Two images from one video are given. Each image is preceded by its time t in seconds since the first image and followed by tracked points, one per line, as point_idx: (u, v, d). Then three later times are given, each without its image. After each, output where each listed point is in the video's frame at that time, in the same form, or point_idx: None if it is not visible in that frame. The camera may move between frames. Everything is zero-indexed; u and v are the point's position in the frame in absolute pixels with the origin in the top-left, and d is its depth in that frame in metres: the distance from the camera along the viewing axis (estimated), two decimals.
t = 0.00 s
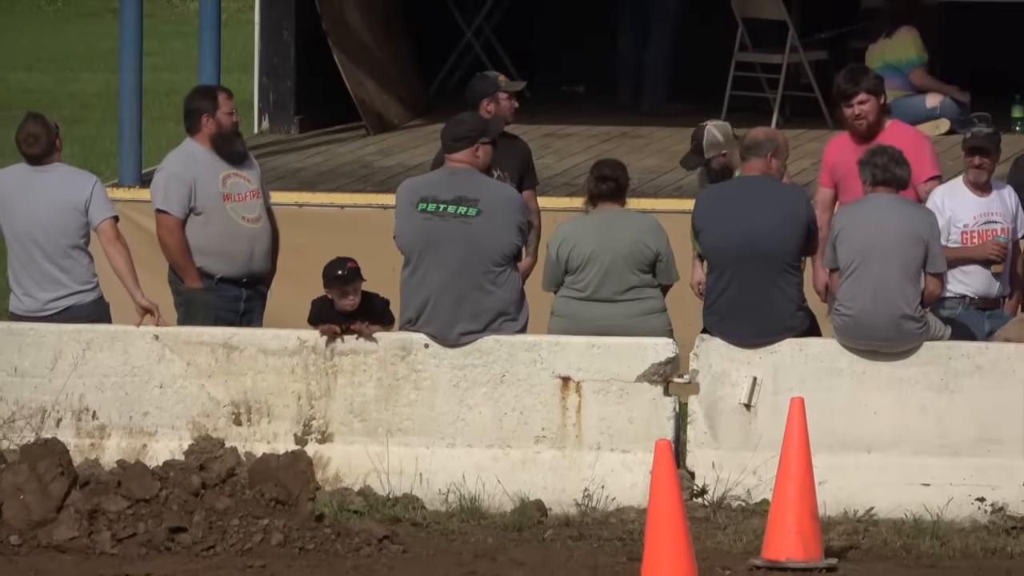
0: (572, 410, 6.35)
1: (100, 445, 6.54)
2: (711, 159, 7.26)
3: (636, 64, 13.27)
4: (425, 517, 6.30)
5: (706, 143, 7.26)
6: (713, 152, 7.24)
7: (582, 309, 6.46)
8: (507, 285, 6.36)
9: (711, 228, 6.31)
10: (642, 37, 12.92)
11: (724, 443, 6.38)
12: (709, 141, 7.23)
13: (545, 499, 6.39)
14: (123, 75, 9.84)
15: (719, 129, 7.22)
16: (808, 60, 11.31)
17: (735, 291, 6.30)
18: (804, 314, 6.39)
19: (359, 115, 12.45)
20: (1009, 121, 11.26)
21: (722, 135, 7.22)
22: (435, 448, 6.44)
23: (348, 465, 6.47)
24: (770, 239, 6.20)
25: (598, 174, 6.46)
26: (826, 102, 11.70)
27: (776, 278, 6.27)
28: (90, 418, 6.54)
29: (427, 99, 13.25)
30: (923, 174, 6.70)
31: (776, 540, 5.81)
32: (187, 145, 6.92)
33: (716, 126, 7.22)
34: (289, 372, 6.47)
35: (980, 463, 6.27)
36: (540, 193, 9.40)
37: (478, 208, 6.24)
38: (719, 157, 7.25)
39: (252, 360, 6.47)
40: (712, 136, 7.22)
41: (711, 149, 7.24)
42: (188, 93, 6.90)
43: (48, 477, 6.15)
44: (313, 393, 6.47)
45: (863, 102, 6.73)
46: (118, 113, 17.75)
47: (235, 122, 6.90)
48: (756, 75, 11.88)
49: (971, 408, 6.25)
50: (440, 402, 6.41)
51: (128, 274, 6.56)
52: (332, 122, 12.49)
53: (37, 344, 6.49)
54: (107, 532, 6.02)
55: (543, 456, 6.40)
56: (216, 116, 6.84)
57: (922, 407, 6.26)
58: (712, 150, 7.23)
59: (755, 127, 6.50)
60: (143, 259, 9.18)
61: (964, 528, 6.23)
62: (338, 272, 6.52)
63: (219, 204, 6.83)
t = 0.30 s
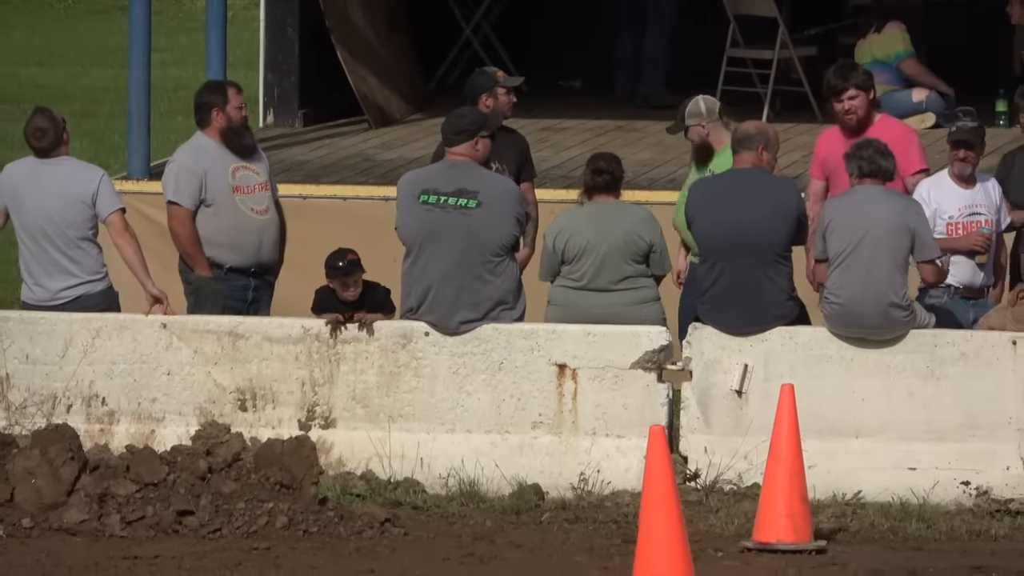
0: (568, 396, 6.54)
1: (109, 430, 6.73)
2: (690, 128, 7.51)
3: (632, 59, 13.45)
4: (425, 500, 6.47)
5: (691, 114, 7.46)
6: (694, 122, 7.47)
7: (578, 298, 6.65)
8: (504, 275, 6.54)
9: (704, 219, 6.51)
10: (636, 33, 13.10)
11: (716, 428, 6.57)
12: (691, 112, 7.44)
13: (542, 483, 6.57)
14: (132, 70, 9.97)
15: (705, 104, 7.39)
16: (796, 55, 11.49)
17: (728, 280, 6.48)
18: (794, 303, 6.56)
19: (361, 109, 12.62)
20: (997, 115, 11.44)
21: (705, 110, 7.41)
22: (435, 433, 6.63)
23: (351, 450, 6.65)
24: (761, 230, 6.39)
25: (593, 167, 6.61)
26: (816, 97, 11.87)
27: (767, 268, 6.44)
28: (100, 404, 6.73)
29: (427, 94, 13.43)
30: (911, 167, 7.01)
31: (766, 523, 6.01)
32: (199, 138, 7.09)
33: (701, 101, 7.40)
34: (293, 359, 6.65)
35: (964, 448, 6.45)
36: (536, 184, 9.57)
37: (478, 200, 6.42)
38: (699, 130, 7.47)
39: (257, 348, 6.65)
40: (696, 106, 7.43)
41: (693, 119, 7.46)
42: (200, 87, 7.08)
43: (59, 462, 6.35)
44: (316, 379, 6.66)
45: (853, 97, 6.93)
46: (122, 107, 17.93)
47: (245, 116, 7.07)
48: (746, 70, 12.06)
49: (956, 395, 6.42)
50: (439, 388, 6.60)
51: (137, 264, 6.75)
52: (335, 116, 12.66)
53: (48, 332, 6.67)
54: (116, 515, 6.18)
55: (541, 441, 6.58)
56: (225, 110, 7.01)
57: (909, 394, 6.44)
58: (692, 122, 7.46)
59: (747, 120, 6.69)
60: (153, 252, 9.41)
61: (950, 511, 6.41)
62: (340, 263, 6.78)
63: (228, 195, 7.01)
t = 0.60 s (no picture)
0: (566, 384, 6.72)
1: (119, 417, 6.91)
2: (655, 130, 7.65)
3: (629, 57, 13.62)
4: (427, 486, 6.65)
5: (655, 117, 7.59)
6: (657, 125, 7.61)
7: (576, 289, 6.83)
8: (504, 266, 6.73)
9: (699, 211, 6.73)
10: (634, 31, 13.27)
11: (710, 416, 6.75)
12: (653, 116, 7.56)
13: (540, 469, 6.76)
14: (142, 68, 10.15)
15: (665, 108, 7.52)
16: (788, 54, 11.69)
17: (721, 270, 6.70)
18: (786, 293, 6.77)
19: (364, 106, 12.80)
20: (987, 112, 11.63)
21: (666, 113, 7.54)
22: (436, 420, 6.81)
23: (355, 437, 6.84)
24: (753, 222, 6.60)
25: (590, 160, 6.81)
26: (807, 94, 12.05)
27: (760, 260, 6.67)
28: (110, 392, 6.91)
29: (428, 91, 13.61)
30: (902, 162, 7.12)
31: (758, 508, 6.19)
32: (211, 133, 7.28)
33: (661, 105, 7.51)
34: (298, 348, 6.83)
35: (951, 434, 6.63)
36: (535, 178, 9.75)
37: (477, 194, 6.58)
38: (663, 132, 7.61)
39: (263, 338, 6.83)
40: (656, 110, 7.54)
41: (654, 122, 7.60)
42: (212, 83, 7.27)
43: (70, 448, 6.52)
44: (321, 368, 6.84)
45: (847, 93, 7.05)
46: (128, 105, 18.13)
47: (254, 112, 7.25)
48: (739, 68, 12.25)
49: (943, 383, 6.60)
50: (440, 376, 6.78)
51: (148, 256, 6.94)
52: (339, 112, 12.84)
53: (60, 322, 6.85)
54: (126, 500, 6.35)
55: (539, 429, 6.76)
56: (235, 106, 7.21)
57: (897, 381, 6.61)
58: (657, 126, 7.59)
59: (740, 117, 6.90)
60: (163, 244, 9.60)
61: (937, 496, 6.59)
62: (341, 270, 6.49)
63: (237, 189, 7.19)
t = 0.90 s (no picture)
0: (563, 373, 6.90)
1: (129, 406, 7.10)
2: (629, 123, 7.85)
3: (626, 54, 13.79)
4: (429, 473, 6.83)
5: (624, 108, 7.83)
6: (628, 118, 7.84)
7: (574, 281, 7.01)
8: (503, 259, 6.94)
9: (692, 207, 6.96)
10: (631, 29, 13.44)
11: (704, 405, 6.94)
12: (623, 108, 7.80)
13: (539, 456, 6.94)
14: (151, 66, 10.31)
15: (636, 99, 7.75)
16: (780, 52, 11.89)
17: (715, 263, 6.91)
18: (777, 286, 6.97)
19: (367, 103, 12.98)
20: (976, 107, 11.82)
21: (639, 103, 7.78)
22: (438, 409, 7.00)
23: (358, 425, 7.02)
24: (746, 216, 6.84)
25: (587, 156, 6.95)
26: (799, 91, 12.22)
27: (752, 253, 6.89)
28: (120, 381, 7.10)
29: (430, 88, 13.78)
30: (895, 161, 7.30)
31: (751, 495, 6.36)
32: (225, 131, 7.48)
33: (635, 96, 7.76)
34: (303, 339, 7.02)
35: (939, 422, 6.81)
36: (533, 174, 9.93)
37: (477, 188, 6.80)
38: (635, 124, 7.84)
39: (269, 329, 7.02)
40: (629, 101, 7.79)
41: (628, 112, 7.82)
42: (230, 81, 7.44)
43: (81, 436, 6.68)
44: (325, 358, 7.03)
45: (845, 90, 7.19)
46: (133, 102, 18.31)
47: (266, 111, 7.40)
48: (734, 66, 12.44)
49: (931, 373, 6.78)
50: (442, 366, 6.96)
51: (157, 249, 7.12)
52: (343, 109, 13.02)
53: (71, 314, 7.04)
54: (136, 486, 6.54)
55: (537, 417, 6.95)
56: (245, 106, 7.35)
57: (886, 371, 6.79)
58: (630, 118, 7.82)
59: (733, 114, 7.16)
60: (171, 238, 9.79)
61: (925, 482, 6.77)
62: (346, 252, 6.82)
63: (246, 185, 7.37)
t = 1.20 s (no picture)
0: (562, 367, 7.08)
1: (139, 400, 7.29)
2: (653, 103, 8.14)
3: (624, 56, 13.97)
4: (431, 464, 7.02)
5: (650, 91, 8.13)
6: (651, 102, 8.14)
7: (572, 278, 7.20)
8: (503, 256, 7.12)
9: (688, 206, 7.13)
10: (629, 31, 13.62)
11: (699, 398, 7.12)
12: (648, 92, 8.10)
13: (539, 448, 7.12)
14: (160, 68, 10.49)
15: (666, 84, 8.08)
16: (773, 53, 12.09)
17: (709, 260, 7.08)
18: (771, 282, 7.15)
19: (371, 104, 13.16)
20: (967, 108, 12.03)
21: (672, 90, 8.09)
22: (440, 402, 7.19)
23: (362, 418, 7.21)
24: (740, 214, 7.02)
25: (585, 157, 7.13)
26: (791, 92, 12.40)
27: (746, 250, 7.06)
28: (130, 375, 7.29)
29: (432, 90, 13.97)
30: (887, 164, 7.55)
31: (745, 485, 6.55)
32: (242, 130, 7.66)
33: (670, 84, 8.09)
34: (308, 334, 7.20)
35: (928, 415, 6.99)
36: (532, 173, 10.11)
37: (478, 187, 7.00)
38: (657, 109, 8.13)
39: (275, 324, 7.20)
40: (666, 87, 8.09)
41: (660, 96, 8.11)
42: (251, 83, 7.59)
43: (93, 428, 6.87)
44: (330, 352, 7.21)
45: (841, 93, 7.37)
46: (141, 103, 18.50)
47: (277, 116, 7.51)
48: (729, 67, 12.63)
49: (920, 367, 6.96)
50: (444, 360, 7.15)
51: (166, 247, 7.30)
52: (347, 109, 13.20)
53: (83, 309, 7.23)
54: (146, 478, 6.72)
55: (537, 410, 7.13)
56: (253, 112, 7.49)
57: (877, 365, 6.98)
58: (654, 100, 8.11)
59: (728, 114, 7.33)
60: (179, 235, 9.97)
61: (915, 473, 6.95)
62: (351, 244, 7.18)
63: (251, 185, 7.55)
